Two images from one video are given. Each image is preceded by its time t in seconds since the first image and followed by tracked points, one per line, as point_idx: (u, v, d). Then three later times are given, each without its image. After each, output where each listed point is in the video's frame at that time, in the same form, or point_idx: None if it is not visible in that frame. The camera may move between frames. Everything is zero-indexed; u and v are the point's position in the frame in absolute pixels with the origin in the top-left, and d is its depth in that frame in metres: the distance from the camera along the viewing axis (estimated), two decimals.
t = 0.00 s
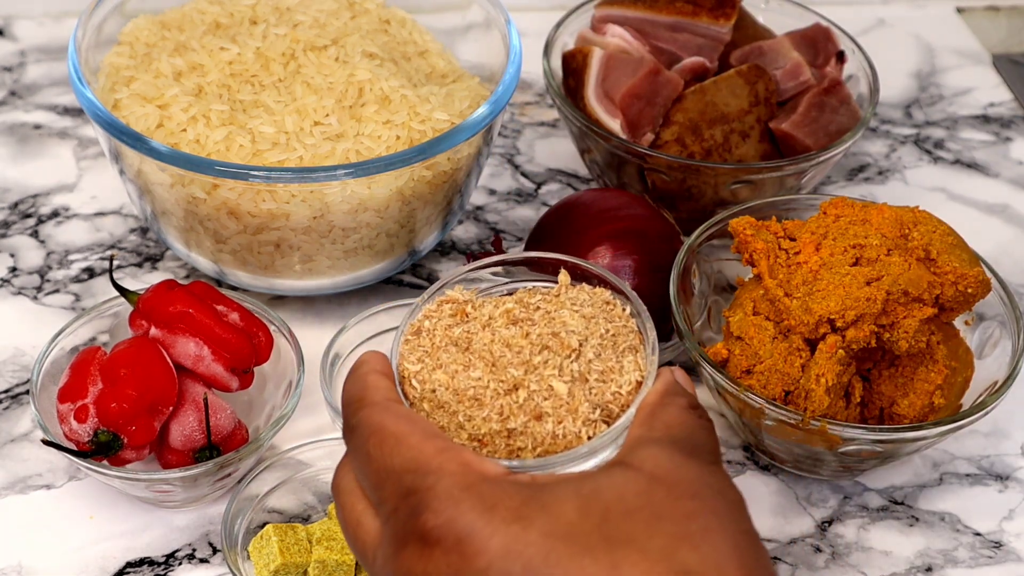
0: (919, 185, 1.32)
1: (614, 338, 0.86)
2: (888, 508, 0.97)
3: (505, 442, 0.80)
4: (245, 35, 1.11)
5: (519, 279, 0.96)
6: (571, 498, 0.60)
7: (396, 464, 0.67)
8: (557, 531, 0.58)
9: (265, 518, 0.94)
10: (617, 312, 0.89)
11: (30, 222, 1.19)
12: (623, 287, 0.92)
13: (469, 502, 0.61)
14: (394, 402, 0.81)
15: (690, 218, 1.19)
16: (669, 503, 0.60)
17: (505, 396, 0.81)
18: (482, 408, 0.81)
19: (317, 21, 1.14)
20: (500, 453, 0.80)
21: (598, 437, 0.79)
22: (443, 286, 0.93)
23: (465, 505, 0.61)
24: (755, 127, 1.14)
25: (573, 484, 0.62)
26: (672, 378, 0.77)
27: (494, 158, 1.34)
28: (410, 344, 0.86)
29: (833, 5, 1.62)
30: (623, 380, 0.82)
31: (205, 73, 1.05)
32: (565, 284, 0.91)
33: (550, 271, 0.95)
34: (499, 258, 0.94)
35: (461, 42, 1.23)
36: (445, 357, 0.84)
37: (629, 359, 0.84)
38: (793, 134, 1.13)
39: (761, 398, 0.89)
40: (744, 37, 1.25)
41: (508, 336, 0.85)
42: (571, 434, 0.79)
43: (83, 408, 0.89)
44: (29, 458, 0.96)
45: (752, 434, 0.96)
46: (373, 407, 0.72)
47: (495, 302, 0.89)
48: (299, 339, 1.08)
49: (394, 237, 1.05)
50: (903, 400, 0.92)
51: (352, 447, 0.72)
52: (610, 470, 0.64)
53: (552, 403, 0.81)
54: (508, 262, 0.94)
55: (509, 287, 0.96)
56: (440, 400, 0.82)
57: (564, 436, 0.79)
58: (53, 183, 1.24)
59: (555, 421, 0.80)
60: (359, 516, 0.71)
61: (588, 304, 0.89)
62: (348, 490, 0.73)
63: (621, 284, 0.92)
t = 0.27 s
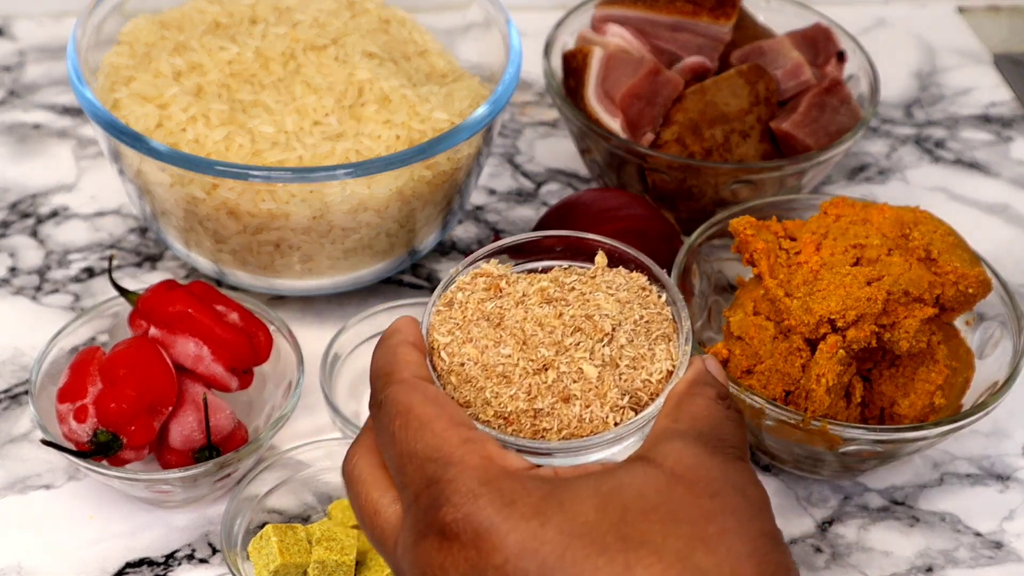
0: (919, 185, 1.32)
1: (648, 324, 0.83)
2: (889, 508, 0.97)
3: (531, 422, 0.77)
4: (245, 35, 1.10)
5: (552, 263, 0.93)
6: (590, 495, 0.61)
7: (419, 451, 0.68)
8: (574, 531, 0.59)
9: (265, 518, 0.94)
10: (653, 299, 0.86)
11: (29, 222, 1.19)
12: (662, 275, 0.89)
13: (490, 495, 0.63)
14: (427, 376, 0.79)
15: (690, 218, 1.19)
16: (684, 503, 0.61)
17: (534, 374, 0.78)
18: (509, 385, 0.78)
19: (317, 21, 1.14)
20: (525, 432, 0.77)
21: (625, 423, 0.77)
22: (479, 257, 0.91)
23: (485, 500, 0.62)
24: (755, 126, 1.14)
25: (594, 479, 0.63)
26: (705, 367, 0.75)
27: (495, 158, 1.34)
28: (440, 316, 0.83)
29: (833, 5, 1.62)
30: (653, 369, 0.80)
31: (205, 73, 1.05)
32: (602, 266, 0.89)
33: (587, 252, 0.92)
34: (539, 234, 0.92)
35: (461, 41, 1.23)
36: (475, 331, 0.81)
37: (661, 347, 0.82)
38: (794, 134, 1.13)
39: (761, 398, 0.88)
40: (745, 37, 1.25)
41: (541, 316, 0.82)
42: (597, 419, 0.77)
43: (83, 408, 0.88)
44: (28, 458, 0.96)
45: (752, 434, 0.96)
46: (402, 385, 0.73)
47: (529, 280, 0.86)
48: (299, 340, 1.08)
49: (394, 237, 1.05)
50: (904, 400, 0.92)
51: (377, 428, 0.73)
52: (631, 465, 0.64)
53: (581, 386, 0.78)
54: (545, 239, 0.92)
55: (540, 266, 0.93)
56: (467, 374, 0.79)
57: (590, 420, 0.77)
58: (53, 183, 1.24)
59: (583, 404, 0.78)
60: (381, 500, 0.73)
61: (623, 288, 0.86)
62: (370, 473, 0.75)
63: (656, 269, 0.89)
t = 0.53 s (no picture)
0: (919, 185, 1.32)
1: (694, 293, 0.81)
2: (889, 509, 0.97)
3: (566, 382, 0.76)
4: (245, 35, 1.10)
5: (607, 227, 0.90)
6: (607, 465, 0.62)
7: (444, 417, 0.70)
8: (588, 501, 0.60)
9: (265, 518, 0.94)
10: (702, 269, 0.83)
11: (29, 222, 1.19)
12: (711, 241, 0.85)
13: (512, 461, 0.64)
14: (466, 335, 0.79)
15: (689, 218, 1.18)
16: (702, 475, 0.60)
17: (574, 336, 0.77)
18: (548, 345, 0.77)
19: (317, 21, 1.14)
20: (560, 393, 0.76)
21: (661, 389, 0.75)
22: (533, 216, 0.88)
23: (503, 468, 0.64)
24: (755, 126, 1.14)
25: (614, 448, 0.63)
26: (745, 339, 0.74)
27: (495, 158, 1.34)
28: (487, 274, 0.83)
29: (833, 5, 1.62)
30: (696, 338, 0.78)
31: (205, 73, 1.05)
32: (654, 232, 0.86)
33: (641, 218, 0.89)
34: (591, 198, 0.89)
35: (461, 41, 1.23)
36: (520, 290, 0.81)
37: (705, 316, 0.79)
38: (794, 134, 1.13)
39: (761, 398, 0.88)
40: (745, 37, 1.25)
41: (586, 278, 0.80)
42: (634, 384, 0.75)
43: (83, 408, 0.88)
44: (28, 458, 0.96)
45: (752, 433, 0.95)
46: (432, 348, 0.75)
47: (579, 243, 0.84)
48: (299, 340, 1.08)
49: (394, 237, 1.05)
50: (904, 400, 0.92)
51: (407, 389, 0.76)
52: (652, 433, 0.64)
53: (621, 349, 0.76)
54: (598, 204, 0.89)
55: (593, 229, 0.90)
56: (507, 331, 0.79)
57: (627, 384, 0.75)
58: (53, 183, 1.24)
59: (620, 367, 0.76)
60: (409, 460, 0.75)
61: (672, 255, 0.83)
62: (398, 432, 0.77)
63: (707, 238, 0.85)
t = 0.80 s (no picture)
0: (919, 185, 1.32)
1: (700, 282, 0.82)
2: (889, 509, 0.97)
3: (573, 365, 0.77)
4: (245, 35, 1.10)
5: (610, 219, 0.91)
6: (611, 445, 0.62)
7: (449, 399, 0.69)
8: (594, 480, 0.60)
9: (265, 518, 0.94)
10: (708, 258, 0.85)
11: (29, 222, 1.19)
12: (715, 231, 0.86)
13: (518, 441, 0.64)
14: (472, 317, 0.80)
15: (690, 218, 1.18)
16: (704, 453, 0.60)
17: (581, 319, 0.79)
18: (555, 328, 0.79)
19: (317, 21, 1.14)
20: (566, 374, 0.77)
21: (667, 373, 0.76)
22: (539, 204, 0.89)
23: (509, 448, 0.64)
24: (755, 126, 1.14)
25: (618, 428, 0.63)
26: (750, 325, 0.73)
27: (495, 158, 1.34)
28: (494, 259, 0.84)
29: (833, 5, 1.62)
30: (702, 324, 0.79)
31: (205, 73, 1.05)
32: (660, 224, 0.87)
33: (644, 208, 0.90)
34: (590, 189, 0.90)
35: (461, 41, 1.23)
36: (528, 275, 0.82)
37: (712, 304, 0.81)
38: (794, 134, 1.13)
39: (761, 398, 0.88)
40: (745, 37, 1.25)
41: (593, 264, 0.82)
42: (640, 367, 0.77)
43: (83, 408, 0.88)
44: (28, 458, 0.96)
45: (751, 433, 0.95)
46: (435, 331, 0.75)
47: (586, 231, 0.86)
48: (299, 340, 1.08)
49: (394, 237, 1.05)
50: (904, 400, 0.92)
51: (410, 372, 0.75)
52: (656, 414, 0.64)
53: (627, 333, 0.78)
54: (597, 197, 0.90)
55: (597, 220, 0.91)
56: (514, 315, 0.80)
57: (633, 367, 0.77)
58: (53, 183, 1.24)
59: (627, 351, 0.77)
60: (414, 442, 0.75)
61: (678, 245, 0.85)
62: (402, 414, 0.77)
63: (711, 227, 0.87)
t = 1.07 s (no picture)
0: (919, 185, 1.32)
1: (666, 271, 0.84)
2: (889, 508, 0.97)
3: (543, 350, 0.78)
4: (245, 35, 1.10)
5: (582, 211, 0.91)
6: (588, 433, 0.62)
7: (425, 390, 0.69)
8: (571, 467, 0.60)
9: (265, 518, 0.94)
10: (674, 248, 0.86)
11: (29, 222, 1.19)
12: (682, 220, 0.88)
13: (495, 430, 0.64)
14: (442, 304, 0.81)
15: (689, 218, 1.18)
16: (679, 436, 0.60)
17: (550, 306, 0.80)
18: (525, 315, 0.80)
19: (317, 21, 1.14)
20: (536, 360, 0.78)
21: (636, 358, 0.78)
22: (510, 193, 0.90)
23: (488, 439, 0.63)
24: (755, 126, 1.14)
25: (593, 416, 0.63)
26: (718, 310, 0.73)
27: (495, 158, 1.34)
28: (463, 246, 0.85)
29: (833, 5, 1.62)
30: (669, 312, 0.80)
31: (205, 73, 1.05)
32: (624, 214, 0.88)
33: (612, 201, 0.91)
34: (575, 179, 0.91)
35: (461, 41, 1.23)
36: (497, 263, 0.83)
37: (678, 292, 0.82)
38: (794, 134, 1.13)
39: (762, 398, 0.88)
40: (745, 37, 1.25)
41: (562, 253, 0.83)
42: (610, 353, 0.78)
43: (83, 408, 0.88)
44: (28, 458, 0.96)
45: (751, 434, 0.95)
46: (408, 320, 0.74)
47: (552, 221, 0.87)
48: (299, 340, 1.08)
49: (394, 237, 1.05)
50: (904, 400, 0.92)
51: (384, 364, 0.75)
52: (631, 401, 0.64)
53: (596, 320, 0.79)
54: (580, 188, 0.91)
55: (567, 212, 0.91)
56: (485, 301, 0.81)
57: (602, 353, 0.78)
58: (53, 183, 1.24)
59: (596, 337, 0.79)
60: (390, 434, 0.76)
61: (645, 235, 0.86)
62: (377, 407, 0.77)
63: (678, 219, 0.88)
